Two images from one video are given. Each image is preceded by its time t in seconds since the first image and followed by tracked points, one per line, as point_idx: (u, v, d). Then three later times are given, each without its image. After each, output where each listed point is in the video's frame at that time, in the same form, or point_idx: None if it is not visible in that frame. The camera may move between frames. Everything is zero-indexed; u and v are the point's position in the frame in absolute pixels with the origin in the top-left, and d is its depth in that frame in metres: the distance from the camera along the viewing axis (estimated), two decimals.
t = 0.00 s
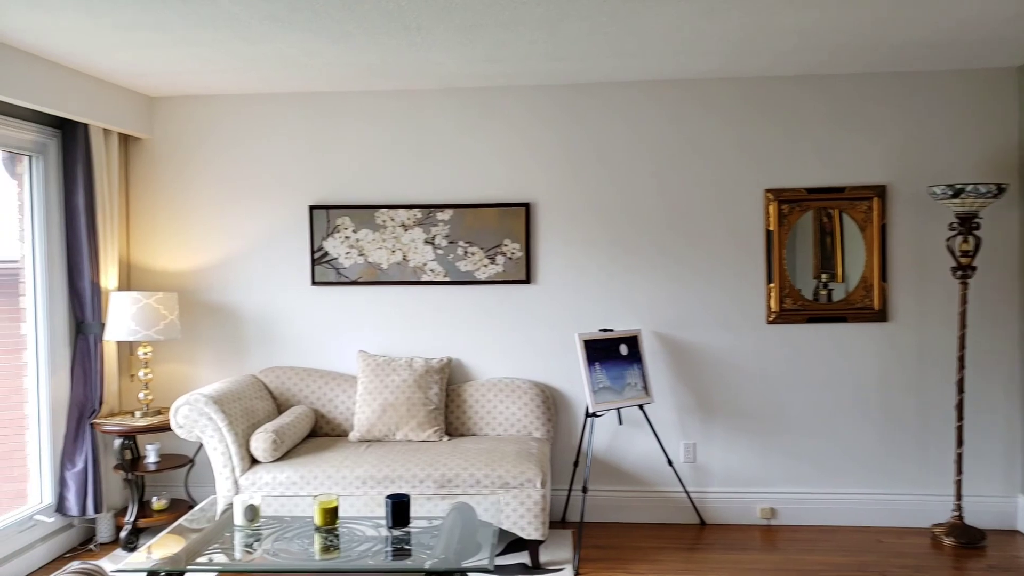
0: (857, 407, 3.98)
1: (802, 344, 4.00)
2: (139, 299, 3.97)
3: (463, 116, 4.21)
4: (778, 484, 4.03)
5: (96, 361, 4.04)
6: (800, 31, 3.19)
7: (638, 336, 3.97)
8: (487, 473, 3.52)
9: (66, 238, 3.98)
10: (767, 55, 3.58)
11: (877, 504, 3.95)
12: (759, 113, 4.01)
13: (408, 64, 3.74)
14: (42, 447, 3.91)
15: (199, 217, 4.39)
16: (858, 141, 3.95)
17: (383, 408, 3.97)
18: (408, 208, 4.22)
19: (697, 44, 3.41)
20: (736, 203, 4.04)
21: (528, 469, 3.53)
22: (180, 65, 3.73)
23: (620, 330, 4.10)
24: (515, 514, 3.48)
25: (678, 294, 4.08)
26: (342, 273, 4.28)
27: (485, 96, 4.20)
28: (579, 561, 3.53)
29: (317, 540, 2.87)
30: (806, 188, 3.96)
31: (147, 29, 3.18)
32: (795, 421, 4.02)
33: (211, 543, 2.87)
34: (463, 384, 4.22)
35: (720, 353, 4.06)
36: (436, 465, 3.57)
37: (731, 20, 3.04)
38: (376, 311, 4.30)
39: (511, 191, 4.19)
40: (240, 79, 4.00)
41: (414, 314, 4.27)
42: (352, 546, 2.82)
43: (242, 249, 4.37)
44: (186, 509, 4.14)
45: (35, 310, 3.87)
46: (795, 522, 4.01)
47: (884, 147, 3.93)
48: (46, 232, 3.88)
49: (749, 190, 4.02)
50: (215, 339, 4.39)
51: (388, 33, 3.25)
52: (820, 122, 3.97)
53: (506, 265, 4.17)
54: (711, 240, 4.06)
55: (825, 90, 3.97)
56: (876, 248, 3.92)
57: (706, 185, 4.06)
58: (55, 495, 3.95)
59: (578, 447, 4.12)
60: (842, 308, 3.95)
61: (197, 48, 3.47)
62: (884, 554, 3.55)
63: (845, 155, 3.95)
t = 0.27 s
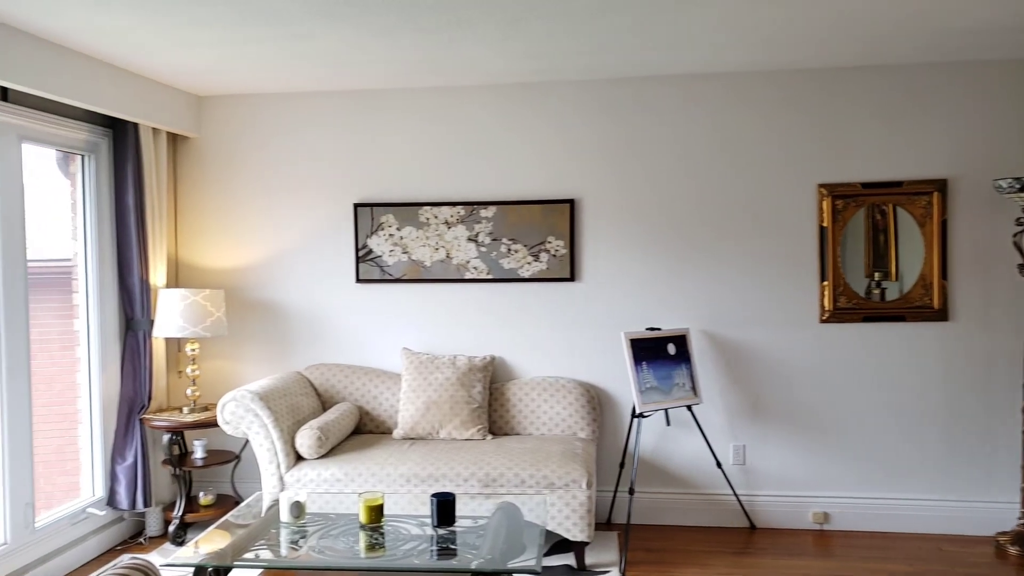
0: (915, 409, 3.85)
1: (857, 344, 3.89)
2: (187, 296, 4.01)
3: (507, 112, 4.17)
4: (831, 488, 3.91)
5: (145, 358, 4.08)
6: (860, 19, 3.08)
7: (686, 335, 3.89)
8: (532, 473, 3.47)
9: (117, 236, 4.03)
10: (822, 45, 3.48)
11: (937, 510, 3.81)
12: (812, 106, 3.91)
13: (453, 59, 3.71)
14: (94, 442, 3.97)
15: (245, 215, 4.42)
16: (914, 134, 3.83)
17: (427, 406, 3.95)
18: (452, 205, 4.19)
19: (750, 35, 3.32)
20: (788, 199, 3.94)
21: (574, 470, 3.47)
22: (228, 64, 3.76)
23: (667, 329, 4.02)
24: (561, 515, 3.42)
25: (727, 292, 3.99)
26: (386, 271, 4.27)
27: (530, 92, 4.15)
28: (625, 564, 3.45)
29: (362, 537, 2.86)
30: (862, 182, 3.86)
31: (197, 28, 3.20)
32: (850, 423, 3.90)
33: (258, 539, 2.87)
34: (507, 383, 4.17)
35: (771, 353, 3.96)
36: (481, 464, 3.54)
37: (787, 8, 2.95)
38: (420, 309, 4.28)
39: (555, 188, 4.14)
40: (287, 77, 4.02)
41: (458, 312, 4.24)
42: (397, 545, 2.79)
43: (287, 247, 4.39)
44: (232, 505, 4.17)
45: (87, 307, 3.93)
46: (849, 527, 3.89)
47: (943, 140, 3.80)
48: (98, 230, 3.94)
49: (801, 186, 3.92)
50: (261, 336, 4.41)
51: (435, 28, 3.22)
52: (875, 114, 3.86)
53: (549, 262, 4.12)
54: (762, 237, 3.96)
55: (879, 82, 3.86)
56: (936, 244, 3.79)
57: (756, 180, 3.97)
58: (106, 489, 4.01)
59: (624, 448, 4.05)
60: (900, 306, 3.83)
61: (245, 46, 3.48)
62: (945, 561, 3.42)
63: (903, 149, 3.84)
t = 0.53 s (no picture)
0: (967, 410, 3.73)
1: (906, 343, 3.77)
2: (226, 292, 4.03)
3: (544, 107, 4.13)
4: (878, 491, 3.80)
5: (185, 353, 4.11)
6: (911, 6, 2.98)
7: (727, 333, 3.80)
8: (570, 472, 3.42)
9: (158, 233, 4.07)
10: (870, 35, 3.38)
11: (989, 516, 3.68)
12: (859, 98, 3.81)
13: (491, 54, 3.67)
14: (135, 436, 4.01)
15: (283, 212, 4.43)
16: (966, 126, 3.71)
17: (463, 404, 3.92)
18: (488, 202, 4.16)
19: (796, 25, 3.24)
20: (833, 193, 3.84)
21: (613, 470, 3.41)
22: (266, 61, 3.78)
23: (708, 327, 3.94)
24: (600, 515, 3.37)
25: (770, 289, 3.91)
26: (422, 268, 4.25)
27: (567, 86, 4.10)
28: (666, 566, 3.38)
29: (400, 535, 2.83)
30: (911, 176, 3.74)
31: (238, 24, 3.21)
32: (898, 425, 3.79)
33: (295, 535, 2.86)
34: (544, 381, 4.13)
35: (815, 352, 3.86)
36: (518, 463, 3.50)
37: None
38: (456, 306, 4.25)
39: (593, 183, 4.08)
40: (324, 74, 4.02)
41: (495, 309, 4.21)
42: (435, 543, 2.76)
43: (324, 244, 4.39)
44: (270, 500, 4.18)
45: (128, 303, 3.97)
46: (897, 532, 3.77)
47: (997, 132, 3.68)
48: (139, 227, 3.98)
49: (847, 180, 3.82)
50: (298, 333, 4.42)
51: (473, 22, 3.19)
52: (923, 106, 3.75)
53: (587, 259, 4.06)
54: (806, 233, 3.87)
55: (929, 73, 3.74)
56: (990, 240, 3.67)
57: (800, 174, 3.87)
58: (147, 483, 4.04)
59: (663, 448, 3.98)
60: (951, 304, 3.71)
61: (285, 43, 3.48)
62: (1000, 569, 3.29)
63: (954, 141, 3.72)
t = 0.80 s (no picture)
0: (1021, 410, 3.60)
1: (955, 340, 3.66)
2: (263, 288, 4.03)
3: (580, 101, 4.07)
4: (926, 493, 3.69)
5: (222, 349, 4.12)
6: None
7: (769, 330, 3.72)
8: (608, 471, 3.36)
9: (196, 230, 4.09)
10: (920, 22, 3.28)
11: None
12: (906, 89, 3.70)
13: (528, 47, 3.63)
14: (173, 432, 4.04)
15: (319, 209, 4.43)
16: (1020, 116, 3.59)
17: (498, 401, 3.89)
18: (523, 197, 4.12)
19: (843, 13, 3.15)
20: (879, 187, 3.74)
21: (652, 469, 3.35)
22: (303, 57, 3.77)
23: (749, 324, 3.85)
24: (638, 515, 3.30)
25: (813, 286, 3.81)
26: (457, 264, 4.23)
27: (603, 80, 4.04)
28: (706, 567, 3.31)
29: (437, 532, 2.80)
30: (962, 168, 3.63)
31: (276, 20, 3.20)
32: (947, 425, 3.67)
33: (332, 531, 2.84)
34: (580, 379, 4.07)
35: (860, 350, 3.76)
36: (555, 461, 3.45)
37: None
38: (491, 302, 4.22)
39: (631, 178, 4.02)
40: (360, 70, 4.01)
41: (531, 306, 4.16)
42: (472, 541, 2.73)
43: (359, 240, 4.39)
44: (305, 496, 4.18)
45: (167, 299, 4.00)
46: (946, 535, 3.65)
47: None
48: (177, 224, 4.01)
49: (894, 173, 3.72)
50: (334, 329, 4.42)
51: (510, 14, 3.15)
52: (972, 97, 3.64)
53: (624, 255, 4.00)
54: (851, 227, 3.77)
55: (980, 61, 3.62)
56: None
57: (845, 168, 3.78)
58: (185, 478, 4.07)
59: (703, 447, 3.91)
60: (1004, 301, 3.59)
61: (322, 38, 3.47)
62: None
63: (1008, 132, 3.60)
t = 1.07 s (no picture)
0: None
1: (1005, 337, 3.55)
2: (299, 284, 4.05)
3: (615, 95, 4.02)
4: (975, 495, 3.58)
5: (258, 344, 4.14)
6: None
7: (810, 327, 3.64)
8: (646, 469, 3.31)
9: (232, 226, 4.12)
10: (970, 9, 3.18)
11: None
12: (953, 79, 3.61)
13: (563, 40, 3.59)
14: (210, 426, 4.06)
15: (353, 205, 4.44)
16: None
17: (533, 397, 3.85)
18: (558, 192, 4.08)
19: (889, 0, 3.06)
20: (926, 180, 3.64)
21: (691, 467, 3.29)
22: (339, 52, 3.78)
23: (789, 321, 3.77)
24: (677, 514, 3.25)
25: (856, 281, 3.72)
26: (491, 260, 4.20)
27: (640, 73, 3.98)
28: (747, 568, 3.24)
29: (474, 528, 2.77)
30: (1013, 160, 3.52)
31: (312, 15, 3.21)
32: (997, 425, 3.56)
33: (368, 526, 2.83)
34: (616, 376, 4.02)
35: (905, 347, 3.66)
36: (592, 458, 3.40)
37: None
38: (526, 298, 4.18)
39: (667, 172, 3.96)
40: (395, 65, 4.00)
41: (566, 302, 4.12)
42: (509, 537, 2.69)
43: (394, 236, 4.38)
44: (340, 492, 4.19)
45: (204, 295, 4.03)
46: (996, 539, 3.54)
47: None
48: (214, 220, 4.04)
49: (941, 165, 3.62)
50: (369, 325, 4.42)
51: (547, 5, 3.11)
52: None
53: (661, 250, 3.94)
54: (895, 221, 3.68)
55: None
56: None
57: (889, 160, 3.69)
58: (221, 473, 4.09)
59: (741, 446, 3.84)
60: None
61: (357, 32, 3.47)
62: None
63: None
